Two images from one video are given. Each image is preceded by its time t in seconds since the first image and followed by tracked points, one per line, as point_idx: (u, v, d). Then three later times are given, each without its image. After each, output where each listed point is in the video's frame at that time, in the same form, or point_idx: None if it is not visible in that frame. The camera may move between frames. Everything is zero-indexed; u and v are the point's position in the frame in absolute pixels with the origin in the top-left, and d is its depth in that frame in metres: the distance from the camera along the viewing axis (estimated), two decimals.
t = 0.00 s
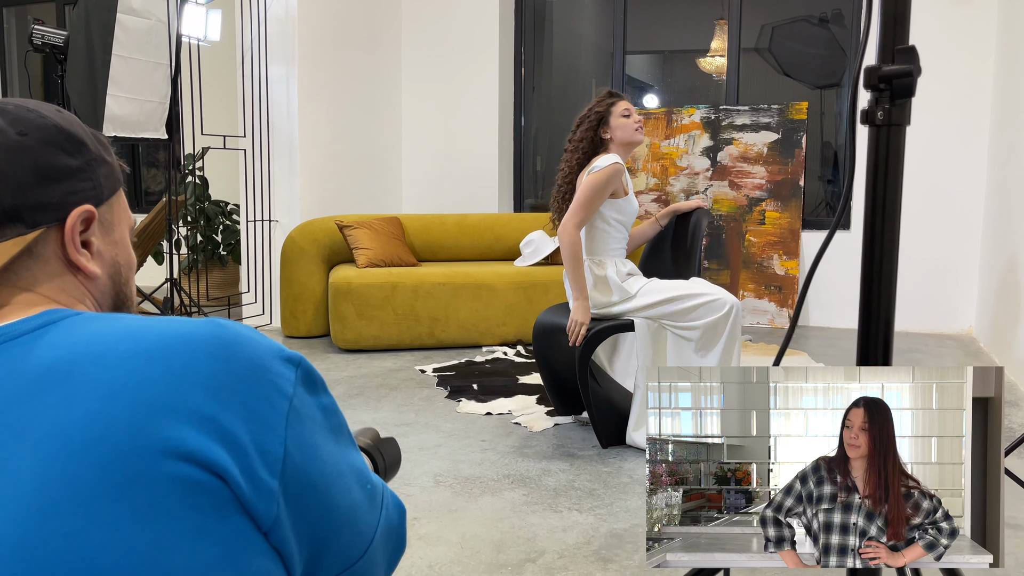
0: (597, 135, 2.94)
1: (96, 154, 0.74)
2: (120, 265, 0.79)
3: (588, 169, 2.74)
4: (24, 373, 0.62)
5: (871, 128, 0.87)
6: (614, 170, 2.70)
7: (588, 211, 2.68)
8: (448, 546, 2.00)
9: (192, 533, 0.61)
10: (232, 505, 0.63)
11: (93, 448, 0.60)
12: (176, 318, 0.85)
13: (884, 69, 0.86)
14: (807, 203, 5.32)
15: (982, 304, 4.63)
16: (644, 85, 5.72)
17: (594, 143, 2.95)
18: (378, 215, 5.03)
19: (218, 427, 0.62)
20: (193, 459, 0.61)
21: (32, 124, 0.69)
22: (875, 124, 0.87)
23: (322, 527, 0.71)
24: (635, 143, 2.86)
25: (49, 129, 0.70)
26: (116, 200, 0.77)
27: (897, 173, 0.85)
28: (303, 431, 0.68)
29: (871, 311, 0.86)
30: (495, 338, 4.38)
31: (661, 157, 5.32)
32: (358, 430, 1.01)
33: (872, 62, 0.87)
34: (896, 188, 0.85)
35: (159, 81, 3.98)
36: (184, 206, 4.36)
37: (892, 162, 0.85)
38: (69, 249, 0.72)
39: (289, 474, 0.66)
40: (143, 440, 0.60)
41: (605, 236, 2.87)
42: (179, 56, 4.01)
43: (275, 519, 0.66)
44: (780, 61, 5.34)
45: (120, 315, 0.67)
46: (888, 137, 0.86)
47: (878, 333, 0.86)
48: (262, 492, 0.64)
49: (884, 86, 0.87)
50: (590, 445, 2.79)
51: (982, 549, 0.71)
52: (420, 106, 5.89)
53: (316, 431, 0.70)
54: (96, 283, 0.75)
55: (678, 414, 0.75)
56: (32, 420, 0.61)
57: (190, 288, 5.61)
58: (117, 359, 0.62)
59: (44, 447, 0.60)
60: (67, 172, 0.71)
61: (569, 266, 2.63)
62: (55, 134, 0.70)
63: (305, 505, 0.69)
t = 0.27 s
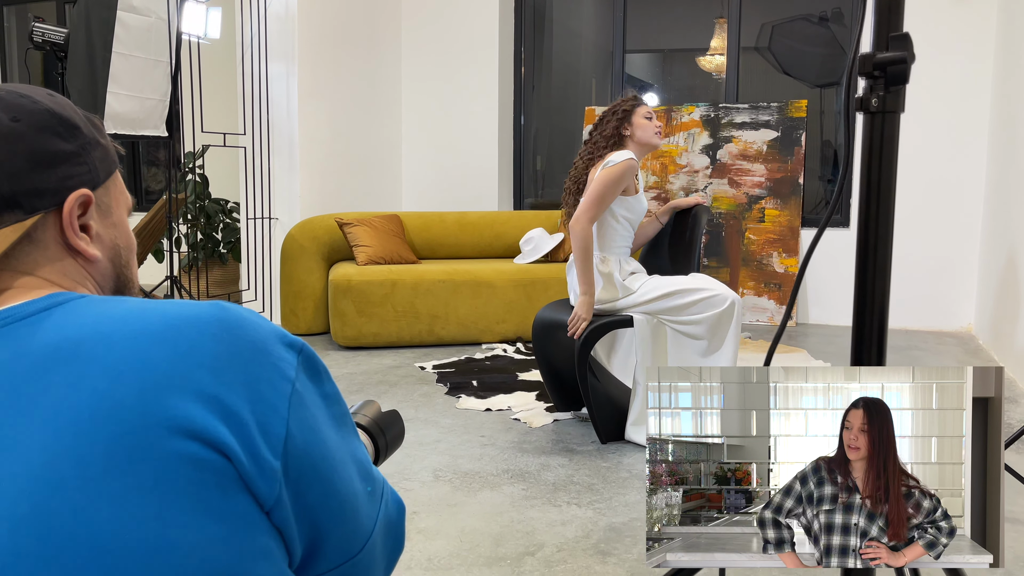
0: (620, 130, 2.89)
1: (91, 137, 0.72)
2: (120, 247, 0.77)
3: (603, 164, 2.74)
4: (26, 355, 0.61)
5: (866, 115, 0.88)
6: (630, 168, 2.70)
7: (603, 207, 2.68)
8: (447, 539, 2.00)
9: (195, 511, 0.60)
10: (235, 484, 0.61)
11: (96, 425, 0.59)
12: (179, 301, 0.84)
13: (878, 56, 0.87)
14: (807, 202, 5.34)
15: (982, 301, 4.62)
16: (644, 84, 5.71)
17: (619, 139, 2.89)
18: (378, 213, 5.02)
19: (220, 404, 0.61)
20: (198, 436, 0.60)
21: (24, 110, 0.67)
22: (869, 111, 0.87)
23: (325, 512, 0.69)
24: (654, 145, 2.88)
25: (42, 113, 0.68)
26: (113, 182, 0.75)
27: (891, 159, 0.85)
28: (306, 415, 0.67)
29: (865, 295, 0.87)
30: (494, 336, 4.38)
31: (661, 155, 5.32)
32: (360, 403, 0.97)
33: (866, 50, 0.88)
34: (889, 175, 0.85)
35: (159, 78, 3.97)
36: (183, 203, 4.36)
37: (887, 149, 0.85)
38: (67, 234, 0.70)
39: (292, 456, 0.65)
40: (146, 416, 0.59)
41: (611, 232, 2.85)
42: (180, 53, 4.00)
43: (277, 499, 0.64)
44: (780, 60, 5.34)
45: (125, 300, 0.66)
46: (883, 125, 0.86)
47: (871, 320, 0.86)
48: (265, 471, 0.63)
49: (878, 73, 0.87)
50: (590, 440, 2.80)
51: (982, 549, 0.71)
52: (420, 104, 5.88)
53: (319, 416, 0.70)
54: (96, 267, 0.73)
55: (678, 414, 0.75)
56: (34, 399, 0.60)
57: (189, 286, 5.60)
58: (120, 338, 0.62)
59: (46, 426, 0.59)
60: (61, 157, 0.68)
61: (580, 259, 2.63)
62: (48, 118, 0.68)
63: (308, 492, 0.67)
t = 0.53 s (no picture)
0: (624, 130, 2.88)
1: (92, 130, 0.72)
2: (120, 241, 0.77)
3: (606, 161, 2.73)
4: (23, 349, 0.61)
5: (864, 108, 0.87)
6: (632, 165, 2.69)
7: (606, 204, 2.68)
8: (447, 536, 2.01)
9: (192, 505, 0.60)
10: (232, 477, 0.61)
11: (93, 419, 0.59)
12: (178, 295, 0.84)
13: (876, 50, 0.87)
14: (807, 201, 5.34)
15: (982, 299, 4.62)
16: (644, 83, 5.71)
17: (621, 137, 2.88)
18: (378, 211, 5.02)
19: (217, 397, 0.61)
20: (194, 430, 0.60)
21: (26, 102, 0.67)
22: (866, 104, 0.86)
23: (323, 508, 0.69)
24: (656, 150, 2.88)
25: (44, 106, 0.68)
26: (113, 176, 0.75)
27: (888, 153, 0.85)
28: (304, 410, 0.67)
29: (863, 288, 0.87)
30: (494, 334, 4.38)
31: (661, 154, 5.32)
32: (368, 401, 0.97)
33: (864, 42, 0.88)
34: (886, 168, 0.85)
35: (160, 76, 3.96)
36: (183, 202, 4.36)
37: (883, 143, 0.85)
38: (68, 226, 0.70)
39: (289, 452, 0.65)
40: (142, 409, 0.59)
41: (613, 229, 2.85)
42: (180, 51, 4.00)
43: (274, 493, 0.64)
44: (781, 59, 5.33)
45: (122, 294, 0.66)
46: (880, 118, 0.86)
47: (868, 315, 0.87)
48: (262, 465, 0.63)
49: (876, 66, 0.87)
50: (590, 438, 2.80)
51: (981, 549, 0.71)
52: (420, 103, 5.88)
53: (317, 411, 0.69)
54: (96, 260, 0.73)
55: (678, 413, 0.75)
56: (31, 392, 0.60)
57: (189, 285, 5.60)
58: (118, 332, 0.62)
59: (44, 420, 0.59)
60: (63, 150, 0.68)
61: (582, 257, 2.64)
62: (51, 111, 0.68)
63: (306, 488, 0.67)
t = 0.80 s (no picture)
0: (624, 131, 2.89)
1: (98, 128, 0.72)
2: (124, 239, 0.77)
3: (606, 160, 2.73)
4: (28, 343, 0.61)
5: (868, 105, 0.87)
6: (632, 164, 2.69)
7: (606, 203, 2.67)
8: (450, 533, 2.01)
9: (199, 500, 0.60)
10: (237, 471, 0.61)
11: (98, 412, 0.59)
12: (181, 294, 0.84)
13: (879, 47, 0.87)
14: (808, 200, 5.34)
15: (983, 297, 4.61)
16: (645, 83, 5.71)
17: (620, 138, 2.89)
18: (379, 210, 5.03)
19: (223, 391, 0.62)
20: (201, 424, 0.60)
21: (34, 100, 0.67)
22: (871, 101, 0.86)
23: (326, 500, 0.69)
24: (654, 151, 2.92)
25: (51, 104, 0.68)
26: (118, 174, 0.75)
27: (892, 150, 0.85)
28: (308, 404, 0.67)
29: (866, 286, 0.87)
30: (496, 332, 4.39)
31: (662, 153, 5.31)
32: (370, 399, 0.97)
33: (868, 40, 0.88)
34: (891, 164, 0.85)
35: (162, 75, 3.96)
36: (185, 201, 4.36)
37: (888, 139, 0.85)
38: (74, 223, 0.70)
39: (294, 446, 0.65)
40: (149, 404, 0.59)
41: (613, 227, 2.85)
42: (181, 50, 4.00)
43: (278, 486, 0.64)
44: (781, 58, 5.33)
45: (126, 289, 0.66)
46: (884, 114, 0.86)
47: (871, 313, 0.86)
48: (268, 459, 0.63)
49: (880, 63, 0.87)
50: (591, 436, 2.80)
51: (981, 549, 0.71)
52: (422, 102, 5.87)
53: (321, 405, 0.70)
54: (100, 257, 0.73)
55: (678, 414, 0.75)
56: (37, 387, 0.60)
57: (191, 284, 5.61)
58: (125, 325, 0.62)
59: (50, 413, 0.59)
60: (69, 147, 0.68)
61: (583, 256, 2.63)
62: (57, 108, 0.68)
63: (310, 481, 0.67)
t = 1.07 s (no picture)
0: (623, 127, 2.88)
1: (101, 122, 0.72)
2: (127, 232, 0.76)
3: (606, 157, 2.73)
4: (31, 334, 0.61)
5: (871, 98, 0.87)
6: (632, 160, 2.70)
7: (607, 201, 2.68)
8: (453, 530, 2.02)
9: (204, 488, 0.59)
10: (243, 460, 0.61)
11: (102, 402, 0.58)
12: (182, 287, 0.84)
13: (884, 40, 0.87)
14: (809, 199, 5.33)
15: (985, 295, 4.60)
16: (646, 82, 5.71)
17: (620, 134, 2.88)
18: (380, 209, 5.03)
19: (228, 379, 0.61)
20: (206, 412, 0.59)
21: (39, 94, 0.67)
22: (875, 93, 0.87)
23: (331, 489, 0.69)
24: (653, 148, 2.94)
25: (55, 98, 0.68)
26: (120, 168, 0.75)
27: (896, 143, 0.85)
28: (314, 393, 0.67)
29: (870, 277, 0.87)
30: (497, 331, 4.39)
31: (663, 151, 5.31)
32: (373, 395, 0.98)
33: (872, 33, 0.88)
34: (894, 158, 0.85)
35: (164, 74, 3.97)
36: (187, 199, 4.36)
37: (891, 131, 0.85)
38: (79, 217, 0.70)
39: (300, 434, 0.65)
40: (154, 392, 0.59)
41: (615, 225, 2.86)
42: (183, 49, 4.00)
43: (284, 474, 0.63)
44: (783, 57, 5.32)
45: (129, 279, 0.66)
46: (887, 107, 0.86)
47: (875, 307, 0.87)
48: (274, 447, 0.62)
49: (884, 56, 0.87)
50: (593, 433, 2.80)
51: (982, 549, 0.71)
52: (423, 101, 5.87)
53: (326, 395, 0.69)
54: (105, 250, 0.73)
55: (678, 414, 0.75)
56: (40, 378, 0.59)
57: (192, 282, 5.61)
58: (129, 315, 0.61)
59: (53, 404, 0.58)
60: (74, 141, 0.68)
61: (585, 255, 2.63)
62: (62, 103, 0.68)
63: (316, 471, 0.66)
